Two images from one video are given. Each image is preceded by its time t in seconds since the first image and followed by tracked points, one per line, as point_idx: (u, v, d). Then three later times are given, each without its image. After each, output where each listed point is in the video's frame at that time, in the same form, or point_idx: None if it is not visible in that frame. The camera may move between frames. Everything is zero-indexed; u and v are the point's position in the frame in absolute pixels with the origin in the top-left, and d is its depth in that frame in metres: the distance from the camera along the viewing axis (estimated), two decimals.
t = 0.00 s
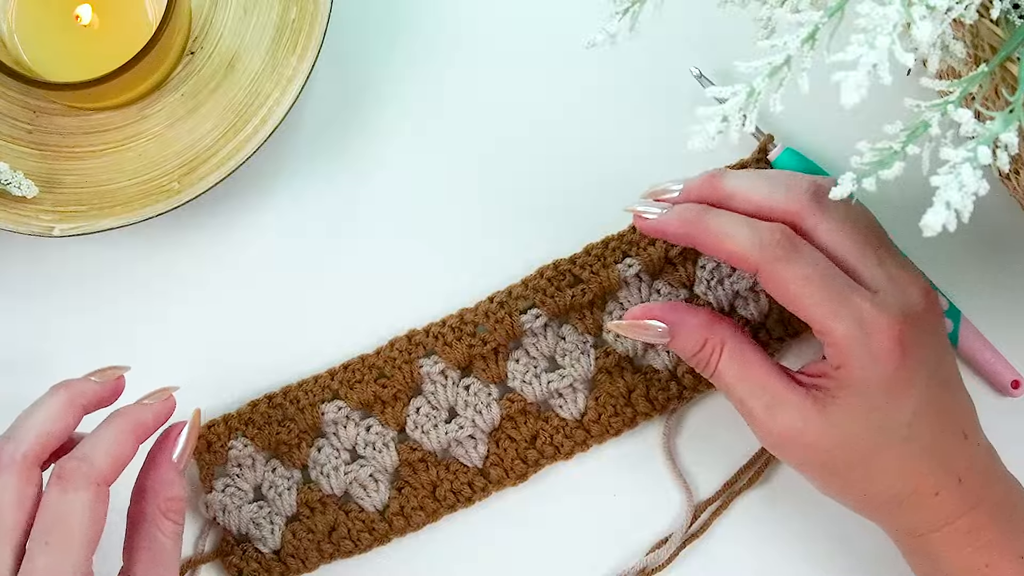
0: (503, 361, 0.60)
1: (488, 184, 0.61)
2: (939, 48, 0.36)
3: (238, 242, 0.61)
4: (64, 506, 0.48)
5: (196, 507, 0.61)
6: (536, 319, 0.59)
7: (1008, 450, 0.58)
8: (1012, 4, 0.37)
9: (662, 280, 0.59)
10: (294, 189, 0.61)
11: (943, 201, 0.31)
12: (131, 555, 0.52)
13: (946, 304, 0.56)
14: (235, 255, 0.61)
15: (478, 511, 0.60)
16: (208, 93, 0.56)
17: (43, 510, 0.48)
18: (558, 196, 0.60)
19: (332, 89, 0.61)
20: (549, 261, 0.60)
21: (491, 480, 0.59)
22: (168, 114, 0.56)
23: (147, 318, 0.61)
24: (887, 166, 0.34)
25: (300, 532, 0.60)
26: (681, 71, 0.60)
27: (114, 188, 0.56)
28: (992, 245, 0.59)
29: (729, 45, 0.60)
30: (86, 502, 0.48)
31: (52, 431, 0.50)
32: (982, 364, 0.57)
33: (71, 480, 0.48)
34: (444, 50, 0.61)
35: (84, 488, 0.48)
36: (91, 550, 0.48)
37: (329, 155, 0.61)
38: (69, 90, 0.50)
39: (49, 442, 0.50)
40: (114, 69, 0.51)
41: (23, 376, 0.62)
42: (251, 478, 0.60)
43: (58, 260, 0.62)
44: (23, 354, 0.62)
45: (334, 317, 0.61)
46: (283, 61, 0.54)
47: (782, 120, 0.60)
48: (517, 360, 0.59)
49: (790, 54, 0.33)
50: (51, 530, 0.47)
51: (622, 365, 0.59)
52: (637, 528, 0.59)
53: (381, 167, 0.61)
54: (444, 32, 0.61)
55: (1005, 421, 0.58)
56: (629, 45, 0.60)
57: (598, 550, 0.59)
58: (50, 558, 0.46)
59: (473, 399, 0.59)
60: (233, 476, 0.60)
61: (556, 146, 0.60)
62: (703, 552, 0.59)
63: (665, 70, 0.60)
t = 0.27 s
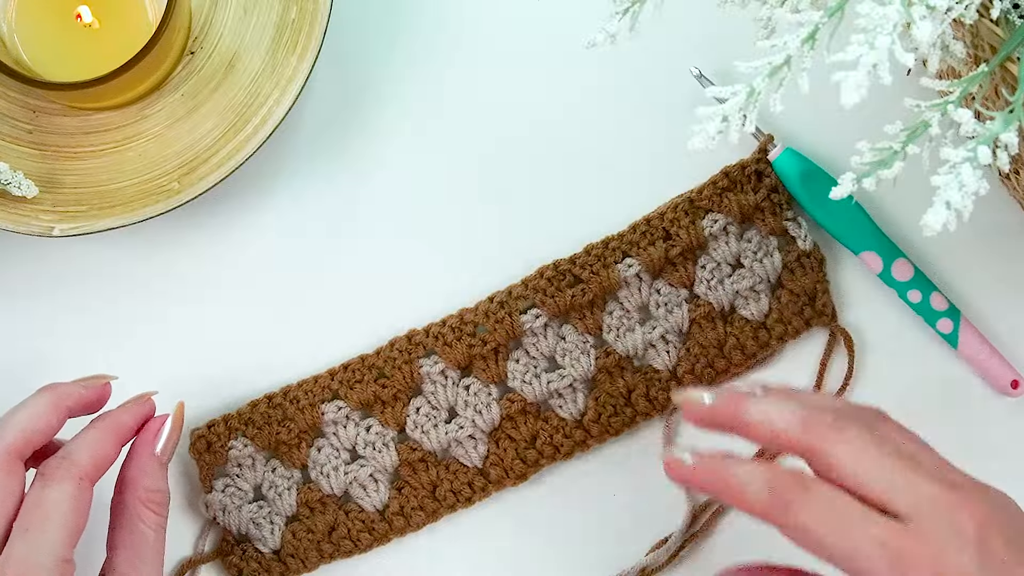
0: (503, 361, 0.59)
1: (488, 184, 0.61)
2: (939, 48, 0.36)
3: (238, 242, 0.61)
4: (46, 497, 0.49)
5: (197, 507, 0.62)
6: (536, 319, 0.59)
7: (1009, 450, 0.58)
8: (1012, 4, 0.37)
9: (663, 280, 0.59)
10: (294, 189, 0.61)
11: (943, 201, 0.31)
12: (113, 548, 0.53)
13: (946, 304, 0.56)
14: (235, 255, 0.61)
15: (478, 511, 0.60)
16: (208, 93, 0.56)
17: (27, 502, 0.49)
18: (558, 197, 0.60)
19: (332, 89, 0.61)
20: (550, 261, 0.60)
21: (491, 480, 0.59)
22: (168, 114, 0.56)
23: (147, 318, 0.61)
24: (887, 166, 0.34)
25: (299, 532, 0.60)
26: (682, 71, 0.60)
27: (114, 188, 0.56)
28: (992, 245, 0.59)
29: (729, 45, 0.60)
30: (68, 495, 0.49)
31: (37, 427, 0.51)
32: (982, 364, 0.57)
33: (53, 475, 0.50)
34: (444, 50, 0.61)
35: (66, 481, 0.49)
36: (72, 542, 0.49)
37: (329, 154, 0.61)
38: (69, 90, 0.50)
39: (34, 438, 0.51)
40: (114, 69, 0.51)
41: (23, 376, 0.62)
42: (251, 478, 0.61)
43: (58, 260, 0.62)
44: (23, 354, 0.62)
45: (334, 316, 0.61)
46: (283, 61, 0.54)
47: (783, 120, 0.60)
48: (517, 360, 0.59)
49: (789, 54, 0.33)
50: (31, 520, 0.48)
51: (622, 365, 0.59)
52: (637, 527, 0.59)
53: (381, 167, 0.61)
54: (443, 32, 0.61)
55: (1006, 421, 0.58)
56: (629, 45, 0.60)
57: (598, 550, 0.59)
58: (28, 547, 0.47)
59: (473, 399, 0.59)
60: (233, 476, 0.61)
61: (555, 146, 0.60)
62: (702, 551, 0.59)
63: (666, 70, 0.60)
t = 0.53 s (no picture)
0: (503, 361, 0.59)
1: (488, 184, 0.61)
2: (939, 48, 0.36)
3: (238, 242, 0.61)
4: (55, 495, 0.49)
5: (197, 507, 0.62)
6: (536, 319, 0.59)
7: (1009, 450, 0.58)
8: (1012, 4, 0.37)
9: (663, 280, 0.59)
10: (294, 189, 0.61)
11: (943, 201, 0.31)
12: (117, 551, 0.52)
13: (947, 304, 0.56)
14: (235, 255, 0.61)
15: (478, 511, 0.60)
16: (208, 93, 0.56)
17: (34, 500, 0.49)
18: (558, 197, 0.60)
19: (332, 89, 0.61)
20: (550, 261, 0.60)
21: (491, 480, 0.59)
22: (168, 114, 0.56)
23: (147, 318, 0.61)
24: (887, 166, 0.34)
25: (299, 532, 0.60)
26: (682, 71, 0.60)
27: (114, 188, 0.56)
28: (993, 245, 0.59)
29: (729, 45, 0.60)
30: (77, 492, 0.49)
31: (49, 431, 0.52)
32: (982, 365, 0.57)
33: (63, 474, 0.50)
34: (444, 50, 0.61)
35: (75, 480, 0.50)
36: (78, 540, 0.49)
37: (329, 155, 0.61)
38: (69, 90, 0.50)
39: (46, 440, 0.52)
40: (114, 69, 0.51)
41: (24, 376, 0.62)
42: (251, 478, 0.61)
43: (58, 260, 0.62)
44: (23, 354, 0.62)
45: (334, 317, 0.61)
46: (283, 61, 0.54)
47: (783, 120, 0.60)
48: (517, 360, 0.59)
49: (789, 54, 0.33)
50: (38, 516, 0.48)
51: (623, 365, 0.59)
52: (637, 527, 0.59)
53: (381, 167, 0.61)
54: (443, 32, 0.61)
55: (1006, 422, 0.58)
56: (629, 45, 0.60)
57: (598, 550, 0.59)
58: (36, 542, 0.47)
59: (473, 399, 0.59)
60: (233, 476, 0.61)
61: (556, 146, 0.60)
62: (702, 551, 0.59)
63: (666, 70, 0.60)
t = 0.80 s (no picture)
0: (503, 361, 0.59)
1: (488, 184, 0.61)
2: (939, 48, 0.36)
3: (238, 242, 0.61)
4: None
5: (198, 506, 0.62)
6: (536, 319, 0.59)
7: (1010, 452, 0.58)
8: (1012, 4, 0.37)
9: (663, 280, 0.59)
10: (294, 189, 0.61)
11: (943, 201, 0.31)
12: None
13: (946, 304, 0.56)
14: (235, 255, 0.61)
15: (478, 511, 0.60)
16: (208, 93, 0.56)
17: None
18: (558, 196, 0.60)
19: (332, 89, 0.61)
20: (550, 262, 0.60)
21: (491, 480, 0.59)
22: (168, 114, 0.56)
23: (148, 317, 0.61)
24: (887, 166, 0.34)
25: (299, 532, 0.60)
26: (682, 71, 0.60)
27: (114, 188, 0.56)
28: (993, 245, 0.59)
29: (730, 45, 0.60)
30: None
31: None
32: (983, 366, 0.57)
33: None
34: (444, 50, 0.61)
35: None
36: None
37: (329, 155, 0.61)
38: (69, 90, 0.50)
39: None
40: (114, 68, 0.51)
41: (24, 375, 0.62)
42: (251, 478, 0.61)
43: (58, 260, 0.62)
44: (24, 354, 0.62)
45: (334, 316, 0.61)
46: (283, 61, 0.54)
47: (783, 120, 0.59)
48: (517, 360, 0.59)
49: (789, 54, 0.33)
50: None
51: (622, 365, 0.59)
52: (638, 528, 0.59)
53: (381, 167, 0.61)
54: (443, 32, 0.61)
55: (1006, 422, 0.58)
56: (629, 45, 0.60)
57: (598, 551, 0.59)
58: None
59: (473, 399, 0.59)
60: (232, 475, 0.61)
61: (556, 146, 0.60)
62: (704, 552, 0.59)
63: (666, 70, 0.60)
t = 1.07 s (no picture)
0: (503, 361, 0.59)
1: (488, 184, 0.61)
2: (939, 48, 0.35)
3: (238, 242, 0.61)
4: None
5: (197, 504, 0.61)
6: (536, 319, 0.59)
7: (1008, 451, 0.58)
8: (1012, 4, 0.37)
9: (664, 279, 0.58)
10: (295, 189, 0.61)
11: (943, 201, 0.30)
12: None
13: (946, 304, 0.57)
14: (236, 255, 0.61)
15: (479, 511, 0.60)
16: (208, 93, 0.56)
17: None
18: (558, 196, 0.60)
19: (332, 89, 0.61)
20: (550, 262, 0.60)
21: (491, 480, 0.59)
22: (168, 114, 0.56)
23: (148, 318, 0.61)
24: (886, 166, 0.34)
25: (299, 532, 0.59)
26: (681, 71, 0.60)
27: (114, 188, 0.56)
28: (993, 245, 0.59)
29: (729, 45, 0.60)
30: None
31: None
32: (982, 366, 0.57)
33: None
34: (444, 50, 0.61)
35: None
36: None
37: (329, 155, 0.61)
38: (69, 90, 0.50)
39: None
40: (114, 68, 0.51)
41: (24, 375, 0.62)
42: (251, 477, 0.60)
43: (58, 260, 0.62)
44: (23, 354, 0.62)
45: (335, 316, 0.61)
46: (283, 61, 0.55)
47: (783, 120, 0.60)
48: (517, 360, 0.59)
49: (789, 54, 0.33)
50: None
51: (623, 365, 0.58)
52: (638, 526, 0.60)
53: (381, 167, 0.61)
54: (443, 33, 0.61)
55: (1005, 421, 0.58)
56: (629, 45, 0.60)
57: (599, 550, 0.60)
58: None
59: (473, 399, 0.59)
60: (231, 476, 0.60)
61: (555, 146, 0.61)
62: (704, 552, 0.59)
63: (666, 70, 0.60)
